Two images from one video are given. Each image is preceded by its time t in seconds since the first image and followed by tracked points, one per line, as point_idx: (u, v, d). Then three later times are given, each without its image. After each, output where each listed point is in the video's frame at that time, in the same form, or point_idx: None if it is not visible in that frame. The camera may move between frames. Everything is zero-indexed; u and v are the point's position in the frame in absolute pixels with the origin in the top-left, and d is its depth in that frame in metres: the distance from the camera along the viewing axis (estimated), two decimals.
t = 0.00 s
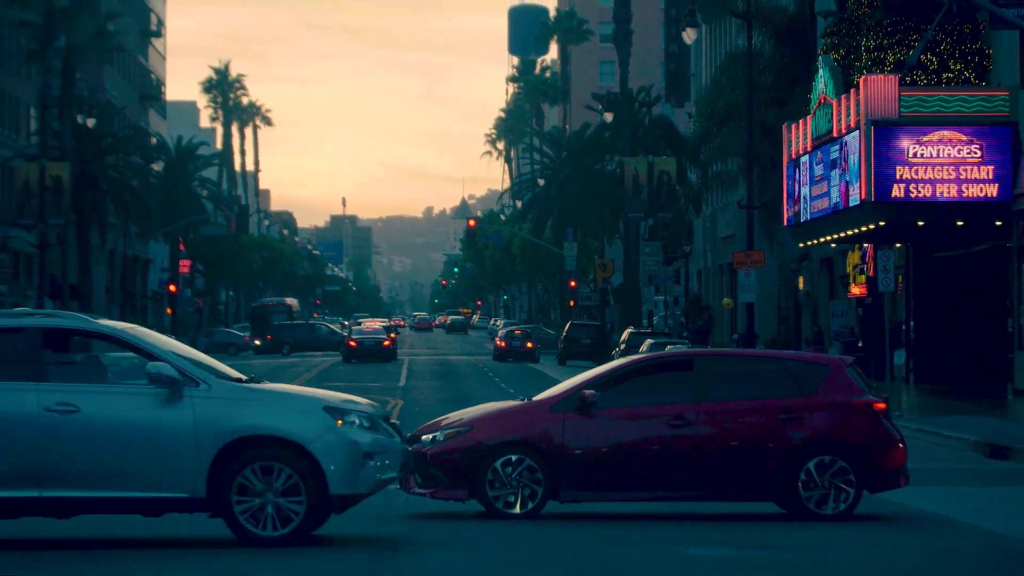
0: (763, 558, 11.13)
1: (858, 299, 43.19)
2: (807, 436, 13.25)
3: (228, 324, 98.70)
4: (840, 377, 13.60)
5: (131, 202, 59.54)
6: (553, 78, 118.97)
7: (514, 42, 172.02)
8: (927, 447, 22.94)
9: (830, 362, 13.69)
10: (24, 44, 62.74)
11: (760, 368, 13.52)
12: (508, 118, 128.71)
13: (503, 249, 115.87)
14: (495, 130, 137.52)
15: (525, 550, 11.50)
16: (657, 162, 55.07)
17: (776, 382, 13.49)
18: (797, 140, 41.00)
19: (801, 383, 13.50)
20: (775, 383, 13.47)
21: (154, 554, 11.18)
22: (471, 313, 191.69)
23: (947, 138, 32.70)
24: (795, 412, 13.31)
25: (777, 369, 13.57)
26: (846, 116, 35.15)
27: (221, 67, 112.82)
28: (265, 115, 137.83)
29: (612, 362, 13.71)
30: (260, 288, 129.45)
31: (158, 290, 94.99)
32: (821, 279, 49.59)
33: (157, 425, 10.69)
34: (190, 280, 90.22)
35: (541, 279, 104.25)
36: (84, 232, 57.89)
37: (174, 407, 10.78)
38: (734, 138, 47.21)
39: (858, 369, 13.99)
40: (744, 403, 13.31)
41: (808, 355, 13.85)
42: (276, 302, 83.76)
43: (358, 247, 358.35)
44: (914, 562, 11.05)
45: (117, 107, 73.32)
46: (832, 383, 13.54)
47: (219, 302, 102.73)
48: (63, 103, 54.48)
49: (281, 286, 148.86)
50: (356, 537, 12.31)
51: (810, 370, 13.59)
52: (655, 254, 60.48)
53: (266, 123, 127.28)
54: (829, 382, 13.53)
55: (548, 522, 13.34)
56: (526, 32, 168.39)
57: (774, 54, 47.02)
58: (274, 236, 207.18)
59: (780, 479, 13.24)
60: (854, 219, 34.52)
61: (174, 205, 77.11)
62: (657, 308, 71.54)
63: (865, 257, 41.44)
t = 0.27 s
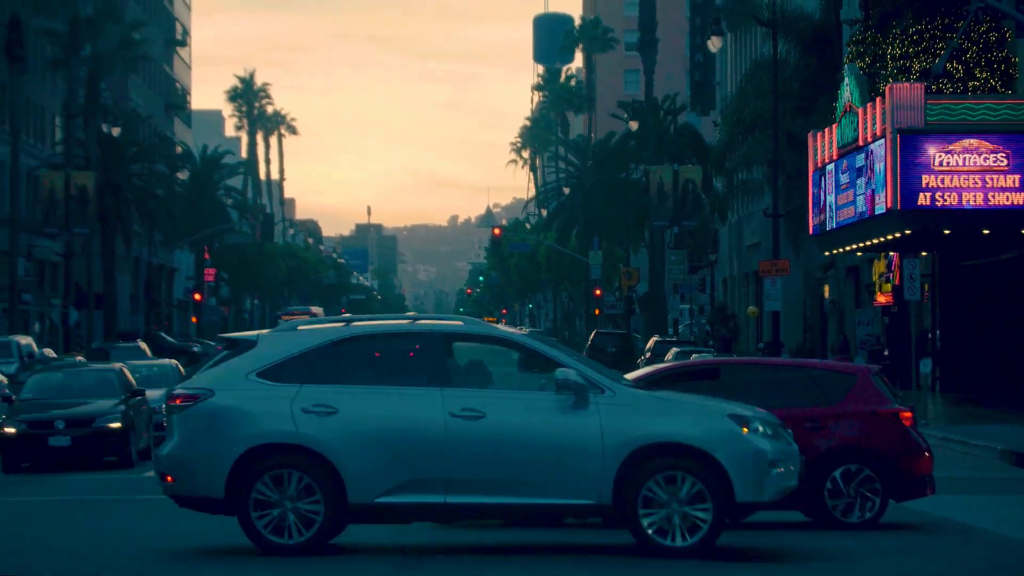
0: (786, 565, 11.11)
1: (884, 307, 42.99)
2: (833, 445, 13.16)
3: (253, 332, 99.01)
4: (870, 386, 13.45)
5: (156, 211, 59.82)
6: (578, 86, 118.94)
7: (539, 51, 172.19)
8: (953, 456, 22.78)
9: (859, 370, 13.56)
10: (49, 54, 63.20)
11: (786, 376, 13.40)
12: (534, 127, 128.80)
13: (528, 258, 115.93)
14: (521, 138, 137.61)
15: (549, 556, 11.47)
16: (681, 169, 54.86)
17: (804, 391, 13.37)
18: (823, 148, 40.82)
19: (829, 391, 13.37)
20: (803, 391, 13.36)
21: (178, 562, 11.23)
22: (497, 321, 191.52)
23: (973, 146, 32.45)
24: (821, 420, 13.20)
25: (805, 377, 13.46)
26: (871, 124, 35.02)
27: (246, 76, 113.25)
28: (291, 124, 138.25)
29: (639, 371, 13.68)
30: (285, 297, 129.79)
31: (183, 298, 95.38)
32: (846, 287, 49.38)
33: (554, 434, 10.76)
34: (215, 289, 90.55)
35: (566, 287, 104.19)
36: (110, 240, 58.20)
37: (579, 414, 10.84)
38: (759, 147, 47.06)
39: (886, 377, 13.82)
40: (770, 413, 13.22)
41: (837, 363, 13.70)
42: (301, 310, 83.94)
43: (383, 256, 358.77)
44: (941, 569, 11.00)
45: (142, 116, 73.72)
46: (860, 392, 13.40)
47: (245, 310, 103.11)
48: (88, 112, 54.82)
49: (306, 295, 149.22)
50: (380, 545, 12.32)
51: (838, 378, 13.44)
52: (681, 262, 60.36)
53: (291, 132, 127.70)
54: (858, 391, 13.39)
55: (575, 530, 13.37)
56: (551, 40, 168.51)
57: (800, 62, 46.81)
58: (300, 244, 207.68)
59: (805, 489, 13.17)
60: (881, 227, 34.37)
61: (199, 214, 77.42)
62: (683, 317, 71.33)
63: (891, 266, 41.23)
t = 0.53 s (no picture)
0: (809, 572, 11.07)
1: (908, 315, 42.77)
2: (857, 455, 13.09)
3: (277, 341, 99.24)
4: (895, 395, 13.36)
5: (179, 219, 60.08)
6: (601, 95, 118.87)
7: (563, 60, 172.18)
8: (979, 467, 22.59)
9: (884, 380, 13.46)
10: (72, 63, 63.58)
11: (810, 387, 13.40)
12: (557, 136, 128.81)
13: (551, 267, 115.86)
14: (544, 147, 137.60)
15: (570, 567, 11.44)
16: (705, 179, 54.56)
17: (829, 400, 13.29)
18: (846, 157, 40.67)
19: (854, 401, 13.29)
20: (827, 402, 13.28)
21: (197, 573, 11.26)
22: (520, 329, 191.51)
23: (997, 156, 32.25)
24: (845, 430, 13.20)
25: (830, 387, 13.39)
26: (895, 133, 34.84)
27: (270, 85, 113.64)
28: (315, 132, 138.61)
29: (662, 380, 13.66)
30: (309, 306, 130.09)
31: (207, 307, 95.69)
32: (870, 295, 49.14)
33: (960, 443, 10.57)
34: (238, 297, 90.86)
35: (590, 296, 104.03)
36: (134, 249, 58.49)
37: (984, 424, 10.61)
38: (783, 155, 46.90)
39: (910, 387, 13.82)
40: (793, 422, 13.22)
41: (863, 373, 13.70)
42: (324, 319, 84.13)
43: (407, 264, 359.21)
44: None
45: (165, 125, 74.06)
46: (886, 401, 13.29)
47: (267, 319, 103.35)
48: (111, 122, 55.11)
49: (330, 305, 149.47)
50: (400, 556, 12.31)
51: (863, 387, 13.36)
52: (704, 271, 60.18)
53: (314, 141, 128.07)
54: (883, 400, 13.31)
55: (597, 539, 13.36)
56: (575, 49, 168.48)
57: (824, 71, 46.61)
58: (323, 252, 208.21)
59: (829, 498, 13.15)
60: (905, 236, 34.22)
61: (223, 223, 77.70)
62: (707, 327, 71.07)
63: (915, 275, 41.00)
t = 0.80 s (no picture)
0: None
1: (930, 324, 42.60)
2: (880, 462, 13.18)
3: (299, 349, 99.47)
4: (914, 404, 13.50)
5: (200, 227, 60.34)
6: (623, 103, 118.82)
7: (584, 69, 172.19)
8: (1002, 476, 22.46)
9: (903, 389, 13.58)
10: (94, 71, 63.97)
11: (832, 396, 13.43)
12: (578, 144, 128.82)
13: (572, 275, 115.80)
14: (566, 155, 137.61)
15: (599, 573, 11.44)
16: (727, 187, 54.05)
17: (848, 408, 13.42)
18: (868, 165, 40.52)
19: (874, 410, 13.42)
20: (847, 409, 13.40)
21: None
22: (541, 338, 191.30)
23: (1020, 164, 32.09)
24: (866, 438, 13.24)
25: (850, 396, 13.49)
26: (917, 141, 34.71)
27: (291, 93, 113.99)
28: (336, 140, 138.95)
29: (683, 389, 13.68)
30: (330, 314, 130.36)
31: (228, 315, 95.98)
32: (892, 304, 48.95)
33: None
34: (259, 305, 91.08)
35: (611, 304, 103.90)
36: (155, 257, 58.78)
37: None
38: (805, 164, 46.81)
39: (931, 396, 13.84)
40: (814, 430, 13.26)
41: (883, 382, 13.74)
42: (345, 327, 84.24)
43: (428, 272, 358.82)
44: None
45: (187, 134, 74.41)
46: (905, 409, 13.43)
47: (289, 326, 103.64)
48: (133, 129, 55.43)
49: (351, 312, 149.68)
50: (423, 563, 12.31)
51: (882, 396, 13.50)
52: (726, 279, 60.04)
53: (335, 149, 128.31)
54: (903, 409, 13.45)
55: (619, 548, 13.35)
56: (596, 57, 168.46)
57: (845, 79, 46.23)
58: (344, 260, 208.48)
59: (850, 506, 13.17)
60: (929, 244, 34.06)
61: (245, 231, 77.97)
62: (729, 335, 70.89)
63: (937, 283, 40.83)
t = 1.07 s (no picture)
0: None
1: (950, 331, 42.50)
2: (901, 470, 13.16)
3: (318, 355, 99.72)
4: (935, 411, 13.45)
5: (220, 234, 60.62)
6: (643, 110, 118.79)
7: (604, 75, 172.27)
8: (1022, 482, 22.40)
9: (924, 396, 13.53)
10: (114, 78, 64.37)
11: (852, 403, 13.39)
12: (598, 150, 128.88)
13: (592, 282, 115.79)
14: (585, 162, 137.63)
15: None
16: (747, 194, 53.69)
17: (868, 415, 13.38)
18: (888, 172, 40.43)
19: (894, 416, 13.36)
20: (868, 415, 13.37)
21: None
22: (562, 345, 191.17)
23: None
24: (887, 445, 13.21)
25: (870, 403, 13.44)
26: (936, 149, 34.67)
27: (311, 100, 114.37)
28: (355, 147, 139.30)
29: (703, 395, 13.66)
30: (350, 320, 130.59)
31: (248, 321, 96.30)
32: (912, 310, 48.82)
33: None
34: (279, 311, 91.36)
35: (631, 311, 103.83)
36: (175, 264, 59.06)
37: None
38: (824, 171, 46.76)
39: (952, 402, 13.81)
40: (834, 437, 13.25)
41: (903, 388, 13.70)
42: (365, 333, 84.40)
43: (448, 278, 359.21)
44: None
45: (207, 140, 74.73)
46: (926, 415, 13.39)
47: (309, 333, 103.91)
48: (153, 136, 55.76)
49: (370, 319, 149.92)
50: (441, 570, 12.37)
51: (903, 403, 13.42)
52: (745, 286, 59.96)
53: (355, 156, 128.64)
54: (924, 416, 13.40)
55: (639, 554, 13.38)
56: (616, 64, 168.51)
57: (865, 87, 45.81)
58: (365, 266, 208.81)
59: (869, 513, 13.19)
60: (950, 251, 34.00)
61: (264, 237, 78.25)
62: (749, 342, 70.80)
63: (957, 290, 40.73)
